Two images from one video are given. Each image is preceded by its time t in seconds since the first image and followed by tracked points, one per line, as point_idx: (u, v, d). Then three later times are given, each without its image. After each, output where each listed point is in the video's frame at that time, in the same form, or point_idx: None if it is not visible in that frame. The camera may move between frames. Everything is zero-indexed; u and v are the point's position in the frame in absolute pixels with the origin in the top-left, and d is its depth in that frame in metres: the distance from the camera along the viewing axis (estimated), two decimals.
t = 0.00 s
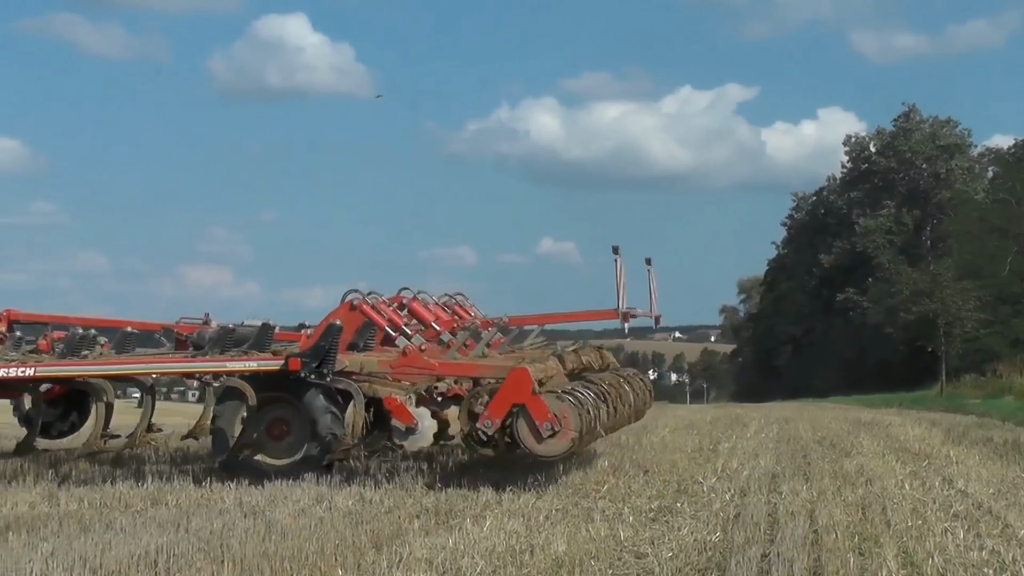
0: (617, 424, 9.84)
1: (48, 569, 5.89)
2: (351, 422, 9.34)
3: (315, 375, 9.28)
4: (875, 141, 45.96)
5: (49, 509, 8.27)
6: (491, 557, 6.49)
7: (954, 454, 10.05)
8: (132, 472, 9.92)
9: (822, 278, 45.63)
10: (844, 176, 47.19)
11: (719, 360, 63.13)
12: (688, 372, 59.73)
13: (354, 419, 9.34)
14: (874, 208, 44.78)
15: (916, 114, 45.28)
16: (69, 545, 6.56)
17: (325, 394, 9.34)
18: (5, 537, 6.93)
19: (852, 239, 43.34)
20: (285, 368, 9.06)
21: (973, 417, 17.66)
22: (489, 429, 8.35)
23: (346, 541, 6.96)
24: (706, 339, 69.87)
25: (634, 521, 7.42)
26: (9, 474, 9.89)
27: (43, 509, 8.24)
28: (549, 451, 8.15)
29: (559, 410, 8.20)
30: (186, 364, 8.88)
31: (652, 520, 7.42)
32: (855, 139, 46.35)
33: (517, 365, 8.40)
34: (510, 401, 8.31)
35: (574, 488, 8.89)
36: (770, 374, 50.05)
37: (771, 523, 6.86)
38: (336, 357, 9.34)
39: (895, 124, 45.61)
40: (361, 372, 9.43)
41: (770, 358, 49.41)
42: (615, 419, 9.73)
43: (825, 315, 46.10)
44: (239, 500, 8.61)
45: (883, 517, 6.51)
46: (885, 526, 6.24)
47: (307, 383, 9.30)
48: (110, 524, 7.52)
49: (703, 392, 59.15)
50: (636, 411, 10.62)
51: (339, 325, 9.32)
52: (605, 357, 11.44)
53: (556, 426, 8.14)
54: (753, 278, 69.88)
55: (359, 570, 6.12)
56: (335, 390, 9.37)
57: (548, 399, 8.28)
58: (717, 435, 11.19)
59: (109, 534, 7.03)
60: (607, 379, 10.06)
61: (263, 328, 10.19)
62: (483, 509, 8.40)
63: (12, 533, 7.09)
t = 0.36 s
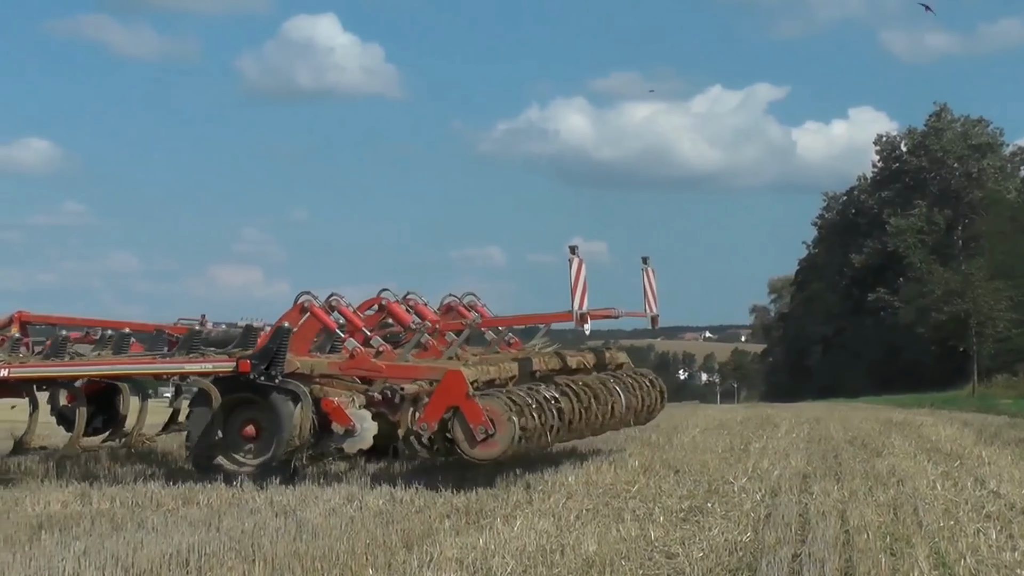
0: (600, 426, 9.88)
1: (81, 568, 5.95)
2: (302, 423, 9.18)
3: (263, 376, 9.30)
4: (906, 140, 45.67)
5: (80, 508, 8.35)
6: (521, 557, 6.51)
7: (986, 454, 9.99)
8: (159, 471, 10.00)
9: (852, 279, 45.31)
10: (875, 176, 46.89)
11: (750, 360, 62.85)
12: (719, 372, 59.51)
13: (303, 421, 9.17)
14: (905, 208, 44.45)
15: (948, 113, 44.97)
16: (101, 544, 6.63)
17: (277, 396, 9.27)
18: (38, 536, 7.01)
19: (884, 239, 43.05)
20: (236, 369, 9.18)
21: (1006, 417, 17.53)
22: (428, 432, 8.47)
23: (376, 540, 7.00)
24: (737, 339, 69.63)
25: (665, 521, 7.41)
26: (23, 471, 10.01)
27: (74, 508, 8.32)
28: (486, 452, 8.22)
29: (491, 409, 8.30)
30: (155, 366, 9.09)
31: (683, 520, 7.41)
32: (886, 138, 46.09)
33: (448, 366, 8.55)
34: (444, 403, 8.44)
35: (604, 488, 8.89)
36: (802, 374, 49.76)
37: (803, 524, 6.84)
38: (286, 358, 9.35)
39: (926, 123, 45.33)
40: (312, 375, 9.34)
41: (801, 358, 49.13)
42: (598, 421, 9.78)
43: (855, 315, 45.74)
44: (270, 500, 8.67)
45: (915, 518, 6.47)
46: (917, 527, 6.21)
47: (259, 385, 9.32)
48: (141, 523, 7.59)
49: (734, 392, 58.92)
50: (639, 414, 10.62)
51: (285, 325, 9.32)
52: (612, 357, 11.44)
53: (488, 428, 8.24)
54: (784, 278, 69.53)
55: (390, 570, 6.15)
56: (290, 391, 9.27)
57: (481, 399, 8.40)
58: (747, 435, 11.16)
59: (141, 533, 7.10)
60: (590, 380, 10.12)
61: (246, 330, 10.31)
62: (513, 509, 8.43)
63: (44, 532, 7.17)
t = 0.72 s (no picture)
0: (580, 427, 10.00)
1: (114, 568, 6.02)
2: (252, 430, 9.36)
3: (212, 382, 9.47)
4: (937, 140, 45.39)
5: (112, 508, 8.46)
6: (551, 557, 6.54)
7: (1019, 455, 9.92)
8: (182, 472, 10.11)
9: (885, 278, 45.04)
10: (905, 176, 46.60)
11: (782, 361, 62.54)
12: (750, 373, 59.26)
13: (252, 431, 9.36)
14: (936, 208, 44.13)
15: (979, 112, 44.69)
16: (133, 544, 6.71)
17: (228, 402, 9.49)
18: (70, 535, 7.11)
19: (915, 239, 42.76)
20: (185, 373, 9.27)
21: None
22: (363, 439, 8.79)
23: (406, 541, 7.06)
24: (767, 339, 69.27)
25: (695, 521, 7.42)
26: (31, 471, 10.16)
27: (106, 508, 8.43)
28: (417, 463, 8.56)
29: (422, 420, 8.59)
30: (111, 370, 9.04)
31: (713, 520, 7.42)
32: (916, 138, 45.83)
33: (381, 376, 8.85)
34: (378, 413, 8.76)
35: (634, 488, 8.91)
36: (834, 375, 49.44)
37: (833, 525, 6.83)
38: (238, 365, 9.48)
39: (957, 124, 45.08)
40: (265, 381, 9.54)
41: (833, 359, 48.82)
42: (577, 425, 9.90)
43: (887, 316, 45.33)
44: (300, 500, 8.75)
45: (946, 519, 6.44)
46: (948, 528, 6.18)
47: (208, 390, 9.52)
48: (172, 523, 7.69)
49: (765, 393, 58.63)
50: (639, 418, 10.67)
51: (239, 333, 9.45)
52: (618, 359, 11.51)
53: (420, 438, 8.56)
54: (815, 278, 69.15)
55: (419, 570, 6.20)
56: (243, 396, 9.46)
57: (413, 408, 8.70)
58: (777, 436, 11.14)
59: (172, 533, 7.19)
60: (572, 384, 10.23)
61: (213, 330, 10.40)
62: (543, 509, 8.46)
63: (76, 532, 7.27)
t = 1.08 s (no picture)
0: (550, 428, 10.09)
1: (147, 568, 6.09)
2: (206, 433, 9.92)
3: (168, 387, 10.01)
4: (971, 139, 44.92)
5: (146, 507, 8.56)
6: (584, 557, 6.56)
7: None
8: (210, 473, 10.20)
9: (919, 279, 44.48)
10: (939, 176, 46.17)
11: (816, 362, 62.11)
12: (783, 374, 58.93)
13: (205, 435, 10.02)
14: (971, 208, 43.69)
15: (1014, 111, 44.22)
16: (166, 544, 6.78)
17: (187, 405, 10.01)
18: (105, 535, 7.20)
19: (948, 239, 42.36)
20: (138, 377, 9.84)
21: None
22: (297, 441, 9.01)
23: (439, 540, 7.11)
24: (800, 339, 68.84)
25: (727, 522, 7.41)
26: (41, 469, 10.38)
27: (140, 508, 8.53)
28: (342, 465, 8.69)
29: (350, 424, 8.70)
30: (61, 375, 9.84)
31: (745, 521, 7.40)
32: (950, 138, 45.42)
33: (316, 378, 8.99)
34: (310, 415, 8.93)
35: (665, 488, 8.91)
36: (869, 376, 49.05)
37: (866, 526, 6.80)
38: (193, 369, 9.98)
39: (991, 123, 44.64)
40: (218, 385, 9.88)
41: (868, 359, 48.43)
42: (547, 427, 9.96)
43: (919, 317, 44.66)
44: (332, 500, 8.83)
45: (979, 520, 6.39)
46: (981, 529, 6.14)
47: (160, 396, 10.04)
48: (205, 522, 7.79)
49: (799, 394, 58.27)
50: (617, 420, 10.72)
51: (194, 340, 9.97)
52: (614, 358, 11.54)
53: (348, 441, 8.68)
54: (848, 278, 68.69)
55: (452, 570, 6.24)
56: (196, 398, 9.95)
57: (345, 412, 8.80)
58: (811, 437, 11.08)
59: (205, 533, 7.27)
60: (546, 386, 10.32)
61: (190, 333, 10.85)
62: (576, 509, 8.48)
63: (111, 531, 7.36)
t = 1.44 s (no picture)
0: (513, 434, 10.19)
1: (183, 568, 6.17)
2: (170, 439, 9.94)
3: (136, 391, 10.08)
4: (1006, 139, 44.36)
5: (181, 508, 8.66)
6: (618, 558, 6.57)
7: None
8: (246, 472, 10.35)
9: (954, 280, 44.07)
10: (976, 176, 45.67)
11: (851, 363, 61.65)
12: (818, 375, 58.53)
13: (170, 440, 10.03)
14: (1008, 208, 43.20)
15: None
16: (201, 544, 6.86)
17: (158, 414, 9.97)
18: (141, 535, 7.30)
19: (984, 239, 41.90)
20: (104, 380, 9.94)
21: None
22: (240, 446, 9.20)
23: (473, 540, 7.16)
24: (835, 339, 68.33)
25: (761, 523, 7.39)
26: (61, 468, 10.62)
27: (175, 508, 8.63)
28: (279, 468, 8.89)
29: (286, 429, 8.91)
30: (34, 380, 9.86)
31: (780, 523, 7.38)
32: (986, 137, 44.91)
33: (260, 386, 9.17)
34: (252, 420, 9.13)
35: (699, 489, 8.91)
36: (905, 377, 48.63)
37: (901, 527, 6.77)
38: (159, 372, 10.04)
39: None
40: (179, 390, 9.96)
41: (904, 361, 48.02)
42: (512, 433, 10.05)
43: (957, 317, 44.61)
44: (367, 500, 8.92)
45: (1017, 522, 6.34)
46: (1018, 531, 6.09)
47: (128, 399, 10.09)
48: (240, 522, 7.89)
49: (834, 395, 57.87)
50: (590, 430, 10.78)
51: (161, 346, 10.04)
52: (604, 365, 11.52)
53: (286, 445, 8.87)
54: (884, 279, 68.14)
55: (486, 570, 6.29)
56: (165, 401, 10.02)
57: (283, 418, 9.00)
58: (845, 438, 11.03)
59: (240, 532, 7.35)
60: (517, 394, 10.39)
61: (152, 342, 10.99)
62: (610, 510, 8.49)
63: (148, 531, 7.47)
